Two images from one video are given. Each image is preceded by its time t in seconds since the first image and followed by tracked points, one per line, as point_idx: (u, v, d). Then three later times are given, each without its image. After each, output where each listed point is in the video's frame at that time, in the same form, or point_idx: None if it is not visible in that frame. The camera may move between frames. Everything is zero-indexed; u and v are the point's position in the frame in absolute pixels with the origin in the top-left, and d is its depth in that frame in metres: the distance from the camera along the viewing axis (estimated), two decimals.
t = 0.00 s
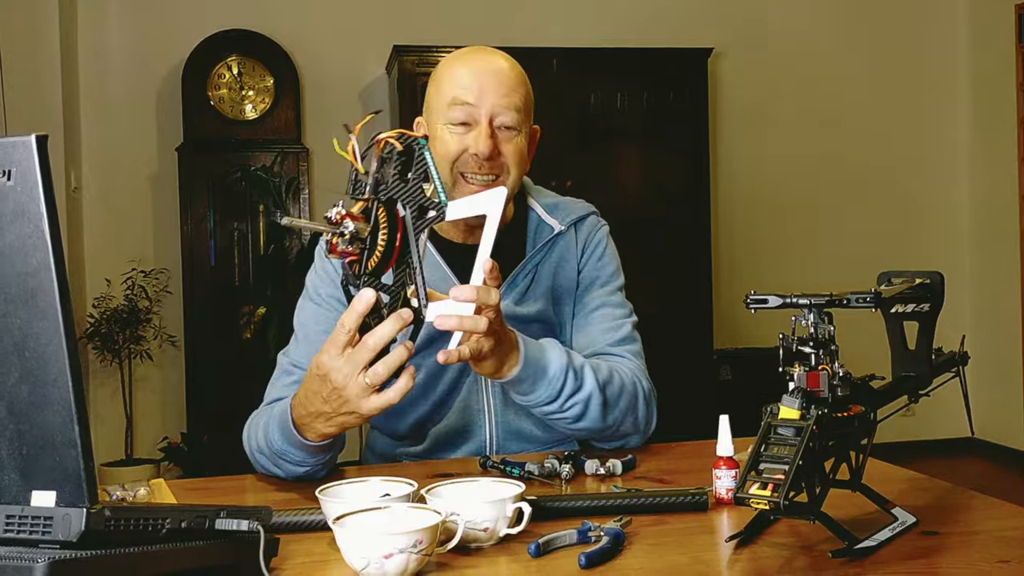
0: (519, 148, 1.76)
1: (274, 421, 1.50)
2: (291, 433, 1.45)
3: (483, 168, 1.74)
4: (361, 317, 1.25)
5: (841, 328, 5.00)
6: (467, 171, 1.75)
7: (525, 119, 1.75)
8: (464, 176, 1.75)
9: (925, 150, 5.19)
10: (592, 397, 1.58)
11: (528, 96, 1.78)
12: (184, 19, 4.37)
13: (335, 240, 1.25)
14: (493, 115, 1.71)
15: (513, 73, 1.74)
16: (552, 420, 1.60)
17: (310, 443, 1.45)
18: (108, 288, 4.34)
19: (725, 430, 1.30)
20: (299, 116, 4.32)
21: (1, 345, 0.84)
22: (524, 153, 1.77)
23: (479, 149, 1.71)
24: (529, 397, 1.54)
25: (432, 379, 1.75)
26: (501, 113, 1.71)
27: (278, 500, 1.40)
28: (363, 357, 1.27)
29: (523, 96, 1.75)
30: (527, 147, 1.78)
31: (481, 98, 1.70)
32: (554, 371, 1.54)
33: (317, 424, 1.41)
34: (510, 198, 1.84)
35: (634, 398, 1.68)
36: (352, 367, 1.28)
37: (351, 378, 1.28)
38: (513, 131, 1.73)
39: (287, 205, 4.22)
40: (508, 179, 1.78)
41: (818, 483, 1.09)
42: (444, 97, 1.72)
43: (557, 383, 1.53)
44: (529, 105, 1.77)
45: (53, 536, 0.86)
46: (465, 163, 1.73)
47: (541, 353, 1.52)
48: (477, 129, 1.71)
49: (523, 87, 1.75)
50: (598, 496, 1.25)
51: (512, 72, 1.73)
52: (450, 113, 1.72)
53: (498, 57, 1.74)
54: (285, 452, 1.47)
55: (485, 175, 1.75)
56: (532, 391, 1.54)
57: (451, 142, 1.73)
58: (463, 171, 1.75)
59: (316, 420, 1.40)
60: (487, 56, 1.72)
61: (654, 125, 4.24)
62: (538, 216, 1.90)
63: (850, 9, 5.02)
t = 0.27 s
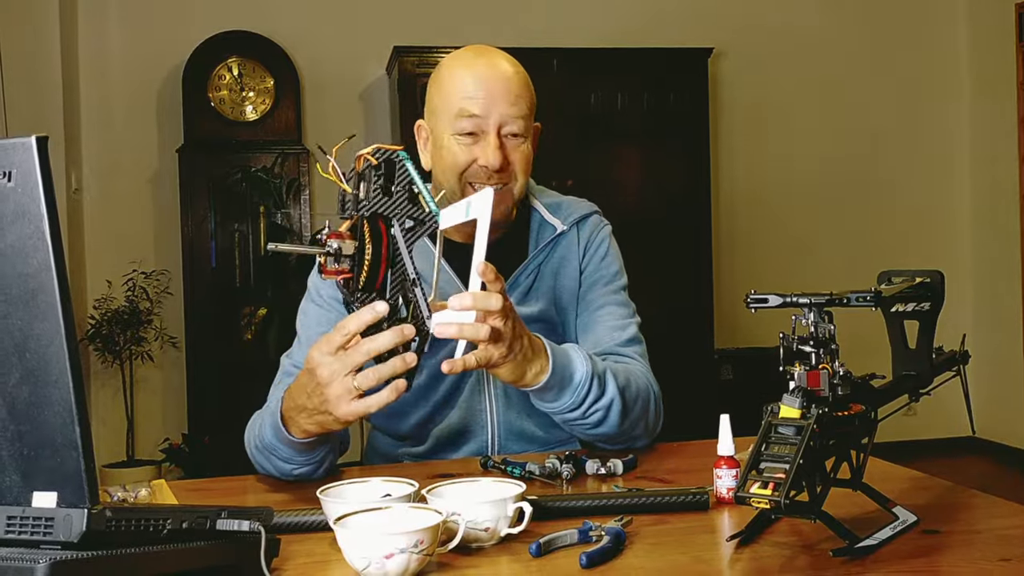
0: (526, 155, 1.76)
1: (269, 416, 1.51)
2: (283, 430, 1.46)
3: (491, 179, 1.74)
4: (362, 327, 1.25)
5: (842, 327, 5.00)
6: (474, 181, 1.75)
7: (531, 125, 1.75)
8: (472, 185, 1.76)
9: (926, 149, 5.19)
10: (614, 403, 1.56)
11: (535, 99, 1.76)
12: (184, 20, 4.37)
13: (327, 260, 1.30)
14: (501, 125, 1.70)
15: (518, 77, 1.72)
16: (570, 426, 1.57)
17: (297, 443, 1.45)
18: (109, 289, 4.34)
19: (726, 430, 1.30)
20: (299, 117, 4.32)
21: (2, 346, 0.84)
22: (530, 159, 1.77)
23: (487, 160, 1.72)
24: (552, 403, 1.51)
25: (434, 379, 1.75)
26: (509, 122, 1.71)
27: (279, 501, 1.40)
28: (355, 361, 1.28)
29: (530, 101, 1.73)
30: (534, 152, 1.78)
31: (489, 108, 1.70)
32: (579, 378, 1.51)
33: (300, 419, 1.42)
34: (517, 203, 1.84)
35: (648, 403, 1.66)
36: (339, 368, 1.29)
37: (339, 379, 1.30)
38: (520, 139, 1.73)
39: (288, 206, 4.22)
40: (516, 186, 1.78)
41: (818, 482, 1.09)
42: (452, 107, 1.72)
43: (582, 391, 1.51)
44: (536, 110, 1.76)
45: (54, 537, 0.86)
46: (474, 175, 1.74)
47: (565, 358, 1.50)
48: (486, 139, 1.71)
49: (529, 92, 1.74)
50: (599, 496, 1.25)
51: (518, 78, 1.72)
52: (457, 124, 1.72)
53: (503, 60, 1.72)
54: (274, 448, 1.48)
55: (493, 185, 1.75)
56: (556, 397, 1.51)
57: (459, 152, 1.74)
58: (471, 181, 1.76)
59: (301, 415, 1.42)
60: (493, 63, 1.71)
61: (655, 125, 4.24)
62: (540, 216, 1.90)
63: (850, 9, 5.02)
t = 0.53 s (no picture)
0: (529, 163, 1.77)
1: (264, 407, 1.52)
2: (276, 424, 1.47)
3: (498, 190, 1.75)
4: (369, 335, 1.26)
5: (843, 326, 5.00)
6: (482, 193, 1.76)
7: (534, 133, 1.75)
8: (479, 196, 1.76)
9: (926, 146, 5.18)
10: (623, 402, 1.56)
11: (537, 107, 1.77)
12: (184, 20, 4.38)
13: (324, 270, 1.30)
14: (509, 134, 1.71)
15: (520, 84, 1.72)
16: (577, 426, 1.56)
17: (290, 438, 1.46)
18: (110, 289, 4.35)
19: (726, 428, 1.30)
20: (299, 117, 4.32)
21: (2, 346, 0.84)
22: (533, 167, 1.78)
23: (496, 174, 1.72)
24: (562, 404, 1.50)
25: (433, 378, 1.75)
26: (517, 132, 1.71)
27: (280, 501, 1.40)
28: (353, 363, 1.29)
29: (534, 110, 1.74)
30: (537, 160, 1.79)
31: (496, 121, 1.69)
32: (590, 379, 1.51)
33: (290, 409, 1.43)
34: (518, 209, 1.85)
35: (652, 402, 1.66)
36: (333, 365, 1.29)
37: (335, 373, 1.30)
38: (525, 148, 1.74)
39: (289, 206, 4.19)
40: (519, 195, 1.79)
41: (819, 480, 1.09)
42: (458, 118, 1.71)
43: (595, 391, 1.50)
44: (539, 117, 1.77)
45: (55, 537, 0.86)
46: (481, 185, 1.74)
47: (576, 359, 1.49)
48: (492, 151, 1.72)
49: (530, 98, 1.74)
50: (600, 494, 1.25)
51: (521, 86, 1.71)
52: (464, 135, 1.71)
53: (504, 67, 1.72)
54: (268, 441, 1.49)
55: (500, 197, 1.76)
56: (567, 398, 1.50)
57: (467, 164, 1.73)
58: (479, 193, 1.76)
59: (292, 406, 1.42)
60: (496, 72, 1.70)
61: (655, 123, 4.24)
62: (539, 215, 1.89)
63: (849, 7, 5.02)
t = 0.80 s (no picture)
0: (503, 135, 1.76)
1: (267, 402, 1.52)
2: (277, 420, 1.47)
3: (469, 161, 1.74)
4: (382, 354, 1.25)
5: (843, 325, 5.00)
6: (456, 166, 1.75)
7: (504, 104, 1.75)
8: (455, 170, 1.75)
9: (927, 145, 5.18)
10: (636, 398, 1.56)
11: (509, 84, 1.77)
12: (184, 20, 4.38)
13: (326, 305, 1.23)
14: (475, 104, 1.71)
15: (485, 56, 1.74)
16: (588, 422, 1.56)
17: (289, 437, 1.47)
18: (111, 289, 4.35)
19: (728, 425, 1.31)
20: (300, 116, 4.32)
21: (3, 346, 0.84)
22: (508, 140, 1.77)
23: (466, 142, 1.72)
24: (578, 397, 1.50)
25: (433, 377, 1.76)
26: (483, 101, 1.72)
27: (280, 500, 1.40)
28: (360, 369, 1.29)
29: (503, 83, 1.74)
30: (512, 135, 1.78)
31: (461, 89, 1.70)
32: (606, 373, 1.51)
33: (292, 407, 1.43)
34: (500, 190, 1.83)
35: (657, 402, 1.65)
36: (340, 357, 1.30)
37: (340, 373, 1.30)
38: (495, 119, 1.74)
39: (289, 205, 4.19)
40: (496, 168, 1.77)
41: (820, 479, 1.09)
42: (424, 92, 1.72)
43: (610, 385, 1.51)
44: (511, 93, 1.77)
45: (56, 537, 0.86)
46: (452, 159, 1.74)
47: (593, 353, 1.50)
48: (461, 121, 1.72)
49: (498, 72, 1.75)
50: (601, 493, 1.25)
51: (485, 57, 1.73)
52: (432, 109, 1.72)
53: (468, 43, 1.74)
54: (271, 439, 1.49)
55: (474, 167, 1.75)
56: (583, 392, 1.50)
57: (438, 138, 1.73)
58: (453, 167, 1.75)
59: (293, 402, 1.42)
60: (459, 46, 1.72)
61: (655, 123, 4.24)
62: (535, 212, 1.91)
63: (850, 6, 5.01)
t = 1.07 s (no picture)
0: (502, 121, 1.74)
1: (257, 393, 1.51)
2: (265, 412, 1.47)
3: (467, 141, 1.73)
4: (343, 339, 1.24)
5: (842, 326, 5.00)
6: (453, 148, 1.73)
7: (503, 93, 1.75)
8: (452, 153, 1.74)
9: (927, 146, 5.18)
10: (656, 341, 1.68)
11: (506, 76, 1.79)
12: (184, 19, 4.38)
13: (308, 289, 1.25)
14: (470, 87, 1.72)
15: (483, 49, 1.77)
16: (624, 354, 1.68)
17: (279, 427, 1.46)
18: (110, 288, 4.35)
19: (727, 426, 1.31)
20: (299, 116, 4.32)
21: (3, 345, 0.84)
22: (507, 127, 1.75)
23: (461, 122, 1.72)
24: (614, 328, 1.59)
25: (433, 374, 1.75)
26: (478, 85, 1.73)
27: (279, 500, 1.40)
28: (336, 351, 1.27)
29: (499, 71, 1.76)
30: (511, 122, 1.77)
31: (456, 72, 1.72)
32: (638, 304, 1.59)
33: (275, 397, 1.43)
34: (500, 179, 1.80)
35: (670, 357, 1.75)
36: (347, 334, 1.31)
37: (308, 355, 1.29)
38: (492, 103, 1.74)
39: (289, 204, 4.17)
40: (496, 152, 1.74)
41: (819, 480, 1.09)
42: (421, 80, 1.74)
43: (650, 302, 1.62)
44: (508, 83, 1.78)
45: (55, 536, 0.86)
46: (449, 140, 1.73)
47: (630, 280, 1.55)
48: (456, 104, 1.72)
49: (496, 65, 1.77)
50: (599, 494, 1.25)
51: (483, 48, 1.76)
52: (429, 94, 1.73)
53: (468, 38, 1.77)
54: (259, 430, 1.49)
55: (471, 148, 1.73)
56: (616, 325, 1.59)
57: (434, 121, 1.74)
58: (450, 149, 1.74)
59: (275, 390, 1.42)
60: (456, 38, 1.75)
61: (655, 123, 4.24)
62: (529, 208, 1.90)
63: (850, 7, 5.01)
